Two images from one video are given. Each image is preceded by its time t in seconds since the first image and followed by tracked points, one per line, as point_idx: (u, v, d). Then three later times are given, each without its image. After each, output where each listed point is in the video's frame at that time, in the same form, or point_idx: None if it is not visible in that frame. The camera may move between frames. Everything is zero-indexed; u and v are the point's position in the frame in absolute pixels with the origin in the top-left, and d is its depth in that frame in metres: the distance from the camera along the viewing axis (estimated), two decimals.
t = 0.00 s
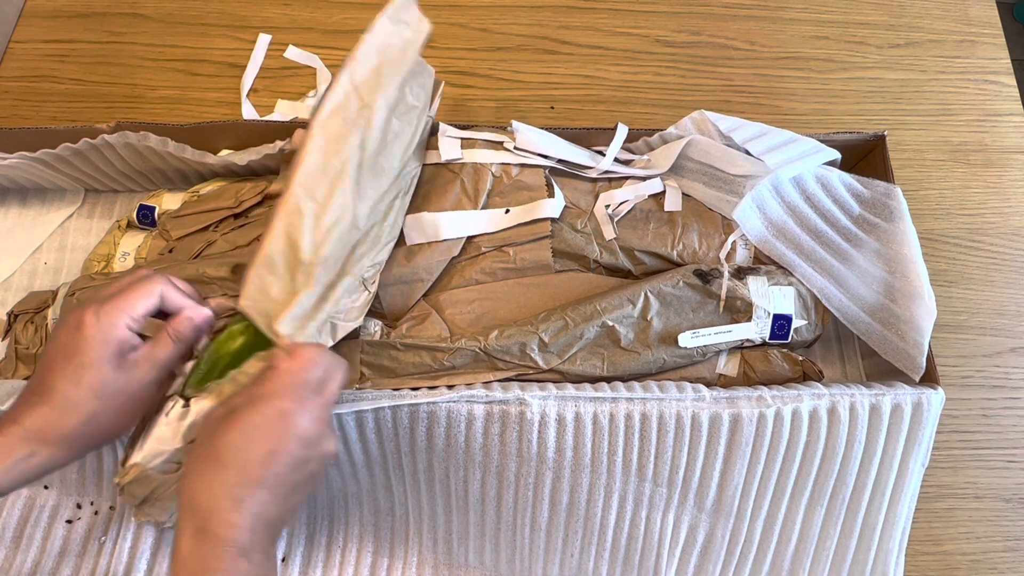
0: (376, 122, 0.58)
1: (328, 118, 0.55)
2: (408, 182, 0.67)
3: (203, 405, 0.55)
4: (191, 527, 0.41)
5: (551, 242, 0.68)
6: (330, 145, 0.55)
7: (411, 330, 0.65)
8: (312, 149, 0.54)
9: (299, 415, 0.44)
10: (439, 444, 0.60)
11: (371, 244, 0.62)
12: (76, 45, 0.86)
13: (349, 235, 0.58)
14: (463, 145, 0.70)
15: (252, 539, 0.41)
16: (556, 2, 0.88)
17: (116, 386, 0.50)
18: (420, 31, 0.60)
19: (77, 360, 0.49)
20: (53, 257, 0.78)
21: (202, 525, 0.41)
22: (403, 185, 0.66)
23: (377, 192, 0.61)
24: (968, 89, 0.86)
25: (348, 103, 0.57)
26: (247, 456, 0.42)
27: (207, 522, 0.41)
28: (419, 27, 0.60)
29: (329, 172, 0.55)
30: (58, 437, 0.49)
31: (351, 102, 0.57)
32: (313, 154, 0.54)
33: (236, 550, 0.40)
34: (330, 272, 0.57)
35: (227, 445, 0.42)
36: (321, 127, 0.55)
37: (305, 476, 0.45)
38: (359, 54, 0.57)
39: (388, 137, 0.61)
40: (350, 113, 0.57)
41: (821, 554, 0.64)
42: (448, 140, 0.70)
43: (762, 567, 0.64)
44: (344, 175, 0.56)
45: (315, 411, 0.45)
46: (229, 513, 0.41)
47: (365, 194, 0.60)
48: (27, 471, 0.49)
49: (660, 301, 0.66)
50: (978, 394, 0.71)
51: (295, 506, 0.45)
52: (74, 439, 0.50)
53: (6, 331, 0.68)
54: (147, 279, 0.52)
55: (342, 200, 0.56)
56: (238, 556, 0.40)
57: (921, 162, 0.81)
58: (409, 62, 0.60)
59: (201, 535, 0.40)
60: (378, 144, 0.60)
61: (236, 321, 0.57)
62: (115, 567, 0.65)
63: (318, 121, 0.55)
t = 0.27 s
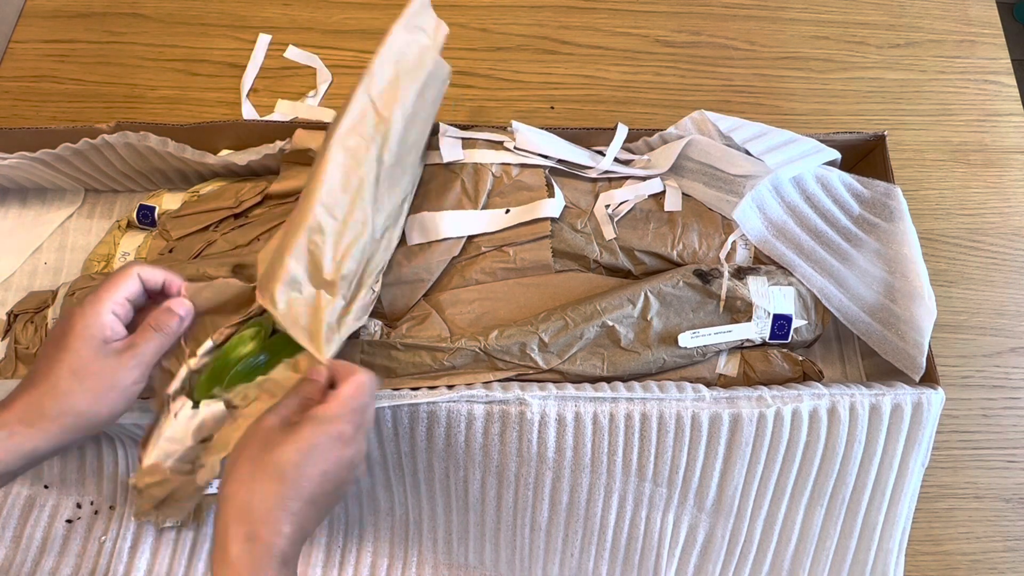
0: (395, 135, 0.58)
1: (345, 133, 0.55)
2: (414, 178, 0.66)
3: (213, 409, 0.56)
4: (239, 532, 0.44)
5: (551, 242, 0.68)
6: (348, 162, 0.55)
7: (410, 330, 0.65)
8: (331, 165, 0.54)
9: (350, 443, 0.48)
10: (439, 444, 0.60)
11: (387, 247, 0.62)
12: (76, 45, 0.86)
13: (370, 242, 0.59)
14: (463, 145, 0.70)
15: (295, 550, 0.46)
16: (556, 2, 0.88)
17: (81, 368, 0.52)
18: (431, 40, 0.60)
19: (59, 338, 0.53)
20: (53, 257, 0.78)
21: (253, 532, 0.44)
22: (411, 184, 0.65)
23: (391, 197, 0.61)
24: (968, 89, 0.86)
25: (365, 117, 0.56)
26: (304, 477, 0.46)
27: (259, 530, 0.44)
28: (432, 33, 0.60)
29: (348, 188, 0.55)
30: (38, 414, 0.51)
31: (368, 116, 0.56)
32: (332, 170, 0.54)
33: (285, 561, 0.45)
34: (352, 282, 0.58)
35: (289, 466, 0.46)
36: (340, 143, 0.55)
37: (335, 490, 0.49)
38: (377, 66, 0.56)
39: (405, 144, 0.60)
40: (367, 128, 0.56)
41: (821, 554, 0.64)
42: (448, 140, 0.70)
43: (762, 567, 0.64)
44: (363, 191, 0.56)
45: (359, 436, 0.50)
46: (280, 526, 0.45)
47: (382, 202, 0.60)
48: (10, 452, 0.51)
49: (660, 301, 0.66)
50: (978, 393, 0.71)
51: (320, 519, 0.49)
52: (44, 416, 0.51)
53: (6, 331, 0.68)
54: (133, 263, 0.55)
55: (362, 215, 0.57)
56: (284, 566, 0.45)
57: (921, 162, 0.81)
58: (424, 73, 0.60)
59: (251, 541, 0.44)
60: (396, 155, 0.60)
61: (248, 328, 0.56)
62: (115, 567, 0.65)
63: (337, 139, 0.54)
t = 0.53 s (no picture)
0: (305, 128, 0.61)
1: (258, 138, 0.60)
2: (390, 177, 0.66)
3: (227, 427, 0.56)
4: (218, 541, 0.43)
5: (551, 242, 0.68)
6: (265, 166, 0.60)
7: (410, 330, 0.65)
8: (256, 173, 0.60)
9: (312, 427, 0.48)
10: (439, 444, 0.60)
11: (360, 241, 0.62)
12: (76, 45, 0.86)
13: (327, 234, 0.59)
14: (463, 145, 0.71)
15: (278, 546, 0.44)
16: (556, 2, 0.88)
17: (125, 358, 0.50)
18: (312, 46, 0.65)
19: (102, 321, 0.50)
20: (53, 257, 0.78)
21: (231, 534, 0.43)
22: (384, 181, 0.65)
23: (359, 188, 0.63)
24: (968, 89, 0.86)
25: (270, 121, 0.61)
26: (271, 469, 0.45)
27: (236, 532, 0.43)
28: (311, 39, 0.65)
29: (274, 187, 0.59)
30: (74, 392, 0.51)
31: (273, 121, 0.61)
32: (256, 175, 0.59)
33: (268, 559, 0.43)
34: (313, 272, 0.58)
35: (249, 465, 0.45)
36: (253, 150, 0.60)
37: (312, 480, 0.48)
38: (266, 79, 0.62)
39: (339, 140, 0.63)
40: (275, 130, 0.61)
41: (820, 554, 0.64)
42: (448, 140, 0.71)
43: (761, 567, 0.64)
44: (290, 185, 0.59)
45: (323, 422, 0.49)
46: (258, 524, 0.44)
47: (330, 193, 0.61)
48: (45, 420, 0.52)
49: (660, 301, 0.66)
50: (978, 394, 0.71)
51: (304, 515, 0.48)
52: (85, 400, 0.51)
53: (6, 331, 0.68)
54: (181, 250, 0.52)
55: (293, 205, 0.58)
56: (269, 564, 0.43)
57: (921, 162, 0.81)
58: (314, 74, 0.63)
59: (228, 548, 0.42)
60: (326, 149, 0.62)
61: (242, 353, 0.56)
62: (115, 567, 0.65)
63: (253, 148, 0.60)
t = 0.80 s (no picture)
0: (316, 125, 0.59)
1: (267, 131, 0.57)
2: (392, 178, 0.67)
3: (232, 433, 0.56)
4: (199, 521, 0.39)
5: (551, 242, 0.68)
6: (273, 160, 0.57)
7: (410, 330, 0.64)
8: (261, 166, 0.56)
9: (278, 384, 0.42)
10: (439, 443, 0.60)
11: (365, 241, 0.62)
12: (76, 45, 0.86)
13: (334, 234, 0.59)
14: (463, 145, 0.71)
15: (257, 514, 0.39)
16: (556, 2, 0.88)
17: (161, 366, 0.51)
18: (323, 35, 0.62)
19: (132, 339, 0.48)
20: (53, 257, 0.78)
21: (207, 511, 0.39)
22: (387, 180, 0.66)
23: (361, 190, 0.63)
24: (968, 89, 0.86)
25: (279, 113, 0.58)
26: (238, 435, 0.40)
27: (212, 509, 0.39)
28: (322, 27, 0.62)
29: (282, 183, 0.56)
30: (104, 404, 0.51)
31: (281, 114, 0.58)
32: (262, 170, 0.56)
33: (241, 527, 0.38)
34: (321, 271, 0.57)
35: (214, 440, 0.41)
36: (261, 140, 0.57)
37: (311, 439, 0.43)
38: (273, 69, 0.58)
39: (345, 139, 0.62)
40: (285, 124, 0.58)
41: (821, 554, 0.64)
42: (448, 140, 0.70)
43: (762, 567, 0.64)
44: (301, 182, 0.57)
45: (293, 376, 0.43)
46: (228, 493, 0.39)
47: (338, 193, 0.60)
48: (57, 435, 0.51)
49: (660, 301, 0.66)
50: (978, 394, 0.71)
51: (295, 481, 0.42)
52: (121, 411, 0.52)
53: (6, 331, 0.68)
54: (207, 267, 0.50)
55: (306, 203, 0.56)
56: (244, 532, 0.38)
57: (921, 162, 0.81)
58: (325, 67, 0.61)
59: (207, 526, 0.39)
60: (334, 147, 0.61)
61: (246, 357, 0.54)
62: (115, 567, 0.65)
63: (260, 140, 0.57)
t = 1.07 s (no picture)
0: (331, 124, 0.60)
1: (280, 123, 0.58)
2: (392, 182, 0.67)
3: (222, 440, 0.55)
4: (195, 467, 0.45)
5: (551, 242, 0.68)
6: (284, 152, 0.58)
7: (410, 330, 0.64)
8: (270, 155, 0.57)
9: (255, 354, 0.44)
10: (439, 443, 0.60)
11: (361, 246, 0.63)
12: (76, 45, 0.86)
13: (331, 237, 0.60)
14: (463, 145, 0.71)
15: (243, 468, 0.44)
16: (556, 2, 0.88)
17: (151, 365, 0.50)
18: (354, 34, 0.64)
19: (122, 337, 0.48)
20: (53, 257, 0.78)
21: (200, 463, 0.44)
22: (387, 185, 0.66)
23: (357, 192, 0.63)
24: (968, 89, 0.86)
25: (296, 108, 0.59)
26: (219, 400, 0.44)
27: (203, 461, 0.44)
28: (356, 26, 0.65)
29: (288, 179, 0.57)
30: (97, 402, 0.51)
31: (299, 108, 0.59)
32: (271, 161, 0.57)
33: (230, 479, 0.44)
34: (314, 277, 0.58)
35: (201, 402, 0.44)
36: (274, 131, 0.58)
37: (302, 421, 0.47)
38: (301, 60, 0.60)
39: (353, 140, 0.62)
40: (300, 117, 0.59)
41: (820, 554, 0.64)
42: (448, 140, 0.70)
43: (762, 567, 0.64)
44: (306, 180, 0.58)
45: (271, 342, 0.45)
46: (216, 449, 0.44)
47: (340, 197, 0.61)
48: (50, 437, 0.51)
49: (660, 301, 0.66)
50: (978, 394, 0.71)
51: (279, 439, 0.46)
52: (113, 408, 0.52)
53: (6, 331, 0.68)
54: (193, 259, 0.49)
55: (308, 204, 0.58)
56: (233, 484, 0.44)
57: (921, 162, 0.81)
58: (349, 67, 0.62)
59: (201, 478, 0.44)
60: (342, 148, 0.61)
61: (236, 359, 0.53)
62: (115, 567, 0.65)
63: (273, 128, 0.58)
